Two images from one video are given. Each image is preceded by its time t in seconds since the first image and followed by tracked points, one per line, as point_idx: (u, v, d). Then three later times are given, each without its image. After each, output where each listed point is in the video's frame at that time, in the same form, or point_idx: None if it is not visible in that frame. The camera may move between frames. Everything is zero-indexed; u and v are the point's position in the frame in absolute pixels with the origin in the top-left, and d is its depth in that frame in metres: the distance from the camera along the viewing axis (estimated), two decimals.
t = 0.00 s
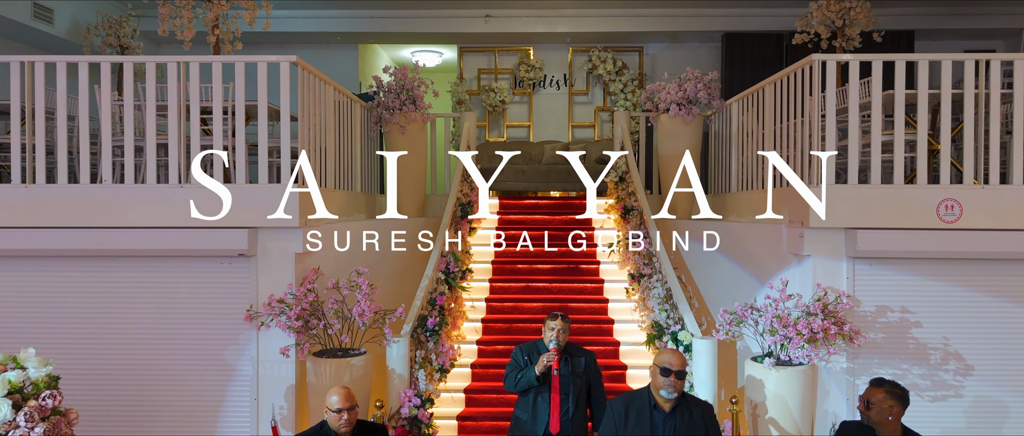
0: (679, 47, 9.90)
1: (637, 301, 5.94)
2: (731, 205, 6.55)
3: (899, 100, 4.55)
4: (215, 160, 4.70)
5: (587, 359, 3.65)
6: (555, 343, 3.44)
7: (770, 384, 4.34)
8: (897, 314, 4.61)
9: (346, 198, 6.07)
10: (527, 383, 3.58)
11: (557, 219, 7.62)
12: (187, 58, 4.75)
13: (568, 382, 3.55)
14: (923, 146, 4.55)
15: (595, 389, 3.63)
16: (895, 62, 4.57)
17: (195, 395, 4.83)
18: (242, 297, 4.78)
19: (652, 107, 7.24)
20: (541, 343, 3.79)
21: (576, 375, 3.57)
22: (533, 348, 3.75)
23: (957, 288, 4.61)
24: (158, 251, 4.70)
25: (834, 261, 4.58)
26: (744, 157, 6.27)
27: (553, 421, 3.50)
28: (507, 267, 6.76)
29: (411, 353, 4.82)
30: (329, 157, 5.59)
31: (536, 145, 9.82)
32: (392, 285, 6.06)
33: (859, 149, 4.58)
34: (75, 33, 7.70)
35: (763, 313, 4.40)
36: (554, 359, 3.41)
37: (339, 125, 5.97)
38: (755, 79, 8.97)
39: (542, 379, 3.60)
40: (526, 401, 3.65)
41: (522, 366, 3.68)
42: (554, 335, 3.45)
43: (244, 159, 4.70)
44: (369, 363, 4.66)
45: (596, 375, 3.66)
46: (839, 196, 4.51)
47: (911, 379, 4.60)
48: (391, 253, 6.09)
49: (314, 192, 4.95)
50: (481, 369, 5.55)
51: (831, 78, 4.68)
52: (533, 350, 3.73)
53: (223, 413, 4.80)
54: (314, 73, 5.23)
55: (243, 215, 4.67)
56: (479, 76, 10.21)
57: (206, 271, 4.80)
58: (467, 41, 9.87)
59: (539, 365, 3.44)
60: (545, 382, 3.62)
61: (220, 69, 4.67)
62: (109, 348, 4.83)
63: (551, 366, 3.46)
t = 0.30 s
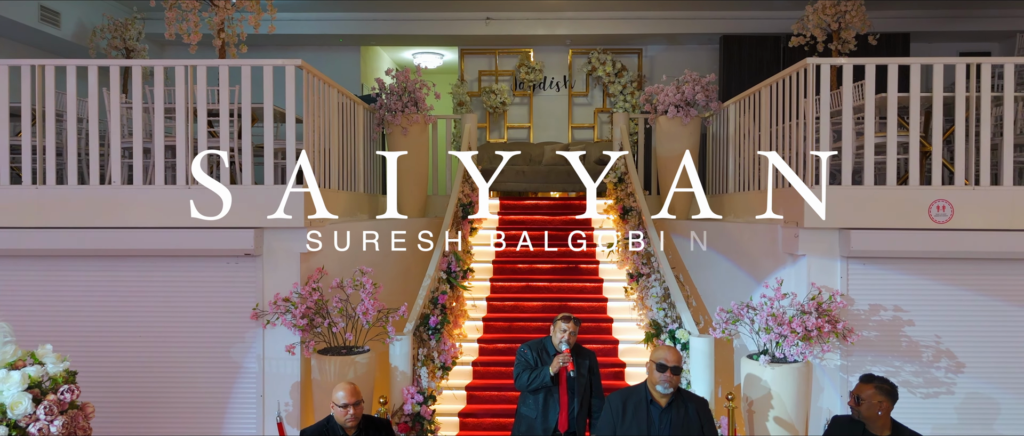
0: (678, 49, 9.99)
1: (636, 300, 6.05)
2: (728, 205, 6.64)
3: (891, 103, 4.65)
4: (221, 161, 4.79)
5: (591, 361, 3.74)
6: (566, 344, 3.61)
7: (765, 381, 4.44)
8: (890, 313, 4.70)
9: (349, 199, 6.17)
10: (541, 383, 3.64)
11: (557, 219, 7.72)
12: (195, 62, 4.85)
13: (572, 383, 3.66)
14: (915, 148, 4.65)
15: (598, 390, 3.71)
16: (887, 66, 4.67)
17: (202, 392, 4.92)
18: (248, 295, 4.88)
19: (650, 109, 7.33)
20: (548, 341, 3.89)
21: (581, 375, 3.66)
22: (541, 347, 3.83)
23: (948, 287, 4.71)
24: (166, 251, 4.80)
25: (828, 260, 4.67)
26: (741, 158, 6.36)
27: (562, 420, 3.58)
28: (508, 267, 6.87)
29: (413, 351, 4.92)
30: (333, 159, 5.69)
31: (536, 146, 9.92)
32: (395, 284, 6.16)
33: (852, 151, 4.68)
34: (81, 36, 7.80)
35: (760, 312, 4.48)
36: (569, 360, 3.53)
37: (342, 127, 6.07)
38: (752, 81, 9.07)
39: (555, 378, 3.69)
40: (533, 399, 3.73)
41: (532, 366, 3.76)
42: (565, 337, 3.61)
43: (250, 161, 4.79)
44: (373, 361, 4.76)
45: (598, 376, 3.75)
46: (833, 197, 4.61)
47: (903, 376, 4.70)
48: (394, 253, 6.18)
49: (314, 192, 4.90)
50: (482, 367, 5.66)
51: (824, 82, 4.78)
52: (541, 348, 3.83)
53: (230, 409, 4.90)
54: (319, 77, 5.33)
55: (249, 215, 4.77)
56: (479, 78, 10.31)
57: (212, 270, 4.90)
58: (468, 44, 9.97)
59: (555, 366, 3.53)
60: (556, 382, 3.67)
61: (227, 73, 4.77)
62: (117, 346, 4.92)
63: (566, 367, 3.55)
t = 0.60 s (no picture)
0: (677, 51, 10.09)
1: (634, 298, 6.15)
2: (725, 206, 6.75)
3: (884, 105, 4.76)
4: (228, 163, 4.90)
5: (592, 358, 3.83)
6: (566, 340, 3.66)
7: (760, 377, 4.54)
8: (883, 311, 4.81)
9: (353, 199, 6.28)
10: (542, 378, 3.75)
11: (557, 219, 7.84)
12: (203, 65, 4.95)
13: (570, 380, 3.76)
14: (907, 149, 4.76)
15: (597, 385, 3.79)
16: (880, 70, 4.77)
17: (210, 388, 5.03)
18: (254, 294, 4.99)
19: (649, 110, 7.44)
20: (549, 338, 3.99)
21: (581, 372, 3.76)
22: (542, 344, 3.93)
23: (940, 286, 4.81)
24: (174, 250, 4.90)
25: (822, 260, 4.78)
26: (738, 160, 6.47)
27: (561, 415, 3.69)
28: (509, 267, 6.98)
29: (416, 348, 5.03)
30: (337, 160, 5.79)
31: (536, 147, 10.02)
32: (398, 283, 6.27)
33: (845, 153, 4.79)
34: (88, 39, 7.90)
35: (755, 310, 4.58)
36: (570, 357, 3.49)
37: (346, 128, 6.17)
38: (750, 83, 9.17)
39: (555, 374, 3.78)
40: (534, 395, 3.84)
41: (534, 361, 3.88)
42: (565, 333, 3.68)
43: (256, 162, 4.89)
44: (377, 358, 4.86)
45: (598, 372, 3.84)
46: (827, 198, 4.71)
47: (896, 373, 4.80)
48: (396, 252, 6.28)
49: (313, 192, 4.89)
50: (483, 365, 5.78)
51: (818, 85, 4.89)
52: (542, 344, 3.94)
53: (236, 406, 5.00)
54: (324, 80, 5.43)
55: (256, 216, 4.88)
56: (480, 80, 10.42)
57: (219, 269, 5.00)
58: (470, 46, 10.08)
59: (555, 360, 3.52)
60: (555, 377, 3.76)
61: (234, 76, 4.87)
62: (125, 343, 5.02)
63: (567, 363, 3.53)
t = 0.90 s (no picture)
0: (676, 53, 10.20)
1: (633, 297, 6.27)
2: (723, 206, 6.86)
3: (876, 108, 4.87)
4: (236, 163, 5.01)
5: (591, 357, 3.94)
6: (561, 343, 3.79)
7: (756, 372, 4.66)
8: (875, 309, 4.92)
9: (356, 200, 6.39)
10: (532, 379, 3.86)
11: (557, 219, 7.96)
12: (212, 69, 5.07)
13: (569, 379, 3.87)
14: (899, 150, 4.87)
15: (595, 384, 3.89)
16: (873, 73, 4.88)
17: (217, 384, 5.14)
18: (261, 292, 5.10)
19: (647, 112, 7.54)
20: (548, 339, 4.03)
21: (579, 372, 3.88)
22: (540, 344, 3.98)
23: (931, 284, 4.92)
24: (182, 249, 5.01)
25: (816, 258, 4.89)
26: (735, 161, 6.59)
27: (558, 414, 3.81)
28: (509, 266, 7.10)
29: (419, 346, 5.14)
30: (341, 161, 5.91)
31: (536, 148, 10.13)
32: (402, 282, 6.38)
33: (838, 154, 4.91)
34: (95, 41, 8.03)
35: (751, 308, 4.72)
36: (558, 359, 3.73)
37: (350, 130, 6.29)
38: (747, 84, 9.28)
39: (548, 375, 3.87)
40: (532, 394, 3.92)
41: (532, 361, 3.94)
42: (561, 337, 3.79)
43: (263, 163, 5.00)
44: (380, 355, 4.98)
45: (597, 373, 3.96)
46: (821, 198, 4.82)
47: (888, 369, 4.91)
48: (399, 252, 6.40)
49: (314, 192, 5.01)
50: (485, 362, 5.89)
51: (812, 88, 5.01)
52: (540, 346, 3.97)
53: (244, 401, 5.12)
54: (329, 83, 5.55)
55: (262, 215, 4.99)
56: (481, 81, 10.54)
57: (227, 268, 5.12)
58: (471, 48, 10.20)
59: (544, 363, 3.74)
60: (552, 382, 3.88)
61: (241, 79, 4.99)
62: (134, 340, 5.13)
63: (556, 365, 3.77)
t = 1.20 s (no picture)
0: (674, 55, 10.32)
1: (631, 295, 6.40)
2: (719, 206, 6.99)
3: (868, 110, 5.00)
4: (243, 165, 5.13)
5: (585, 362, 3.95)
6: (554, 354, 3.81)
7: (751, 369, 4.78)
8: (867, 306, 5.04)
9: (360, 199, 6.51)
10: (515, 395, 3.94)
11: (557, 219, 8.09)
12: (220, 72, 5.20)
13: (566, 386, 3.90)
14: (890, 151, 5.00)
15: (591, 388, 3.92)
16: (865, 76, 5.01)
17: (225, 379, 5.26)
18: (267, 290, 5.22)
19: (645, 114, 7.67)
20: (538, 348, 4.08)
21: (575, 377, 3.91)
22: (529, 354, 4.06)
23: (921, 282, 5.05)
24: (191, 248, 5.14)
25: (810, 257, 5.02)
26: (731, 161, 6.71)
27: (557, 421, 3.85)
28: (510, 265, 7.22)
29: (422, 342, 5.27)
30: (345, 162, 6.03)
31: (536, 149, 10.25)
32: (405, 281, 6.51)
33: (831, 155, 5.04)
34: (102, 44, 8.15)
35: (745, 305, 4.85)
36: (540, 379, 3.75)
37: (354, 132, 6.42)
38: (744, 86, 9.40)
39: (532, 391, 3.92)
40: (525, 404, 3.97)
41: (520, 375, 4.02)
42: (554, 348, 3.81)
43: (270, 164, 5.13)
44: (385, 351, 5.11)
45: (593, 377, 3.98)
46: (814, 199, 4.96)
47: (880, 365, 5.03)
48: (402, 251, 6.52)
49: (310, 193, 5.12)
50: (486, 358, 6.01)
51: (805, 91, 5.14)
52: (530, 356, 4.05)
53: (251, 397, 5.24)
54: (334, 85, 5.68)
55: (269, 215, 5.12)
56: (482, 83, 10.66)
57: (234, 267, 5.24)
58: (472, 50, 10.32)
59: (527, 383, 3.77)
60: (549, 392, 3.90)
61: (249, 82, 5.11)
62: (143, 337, 5.25)
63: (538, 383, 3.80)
